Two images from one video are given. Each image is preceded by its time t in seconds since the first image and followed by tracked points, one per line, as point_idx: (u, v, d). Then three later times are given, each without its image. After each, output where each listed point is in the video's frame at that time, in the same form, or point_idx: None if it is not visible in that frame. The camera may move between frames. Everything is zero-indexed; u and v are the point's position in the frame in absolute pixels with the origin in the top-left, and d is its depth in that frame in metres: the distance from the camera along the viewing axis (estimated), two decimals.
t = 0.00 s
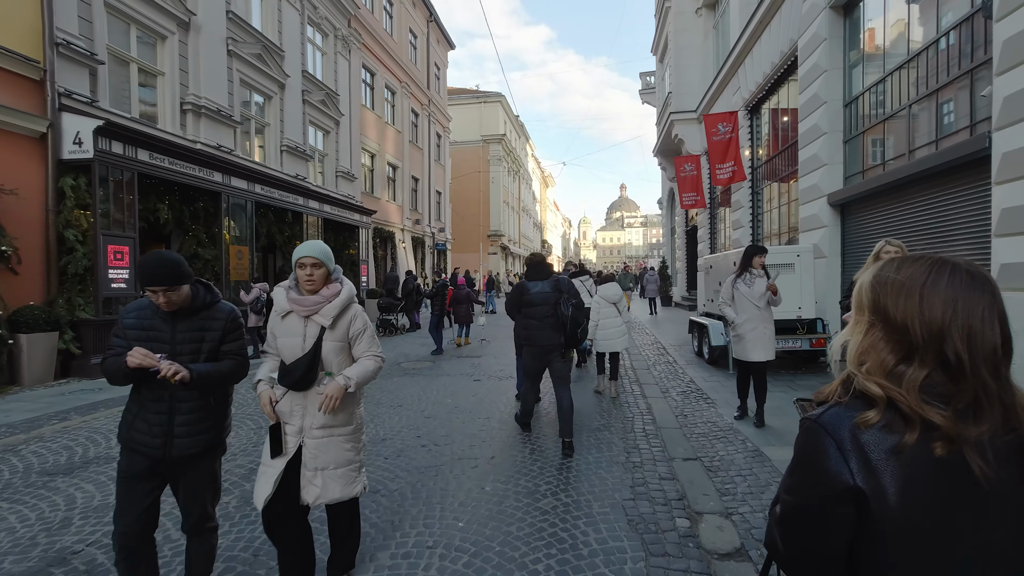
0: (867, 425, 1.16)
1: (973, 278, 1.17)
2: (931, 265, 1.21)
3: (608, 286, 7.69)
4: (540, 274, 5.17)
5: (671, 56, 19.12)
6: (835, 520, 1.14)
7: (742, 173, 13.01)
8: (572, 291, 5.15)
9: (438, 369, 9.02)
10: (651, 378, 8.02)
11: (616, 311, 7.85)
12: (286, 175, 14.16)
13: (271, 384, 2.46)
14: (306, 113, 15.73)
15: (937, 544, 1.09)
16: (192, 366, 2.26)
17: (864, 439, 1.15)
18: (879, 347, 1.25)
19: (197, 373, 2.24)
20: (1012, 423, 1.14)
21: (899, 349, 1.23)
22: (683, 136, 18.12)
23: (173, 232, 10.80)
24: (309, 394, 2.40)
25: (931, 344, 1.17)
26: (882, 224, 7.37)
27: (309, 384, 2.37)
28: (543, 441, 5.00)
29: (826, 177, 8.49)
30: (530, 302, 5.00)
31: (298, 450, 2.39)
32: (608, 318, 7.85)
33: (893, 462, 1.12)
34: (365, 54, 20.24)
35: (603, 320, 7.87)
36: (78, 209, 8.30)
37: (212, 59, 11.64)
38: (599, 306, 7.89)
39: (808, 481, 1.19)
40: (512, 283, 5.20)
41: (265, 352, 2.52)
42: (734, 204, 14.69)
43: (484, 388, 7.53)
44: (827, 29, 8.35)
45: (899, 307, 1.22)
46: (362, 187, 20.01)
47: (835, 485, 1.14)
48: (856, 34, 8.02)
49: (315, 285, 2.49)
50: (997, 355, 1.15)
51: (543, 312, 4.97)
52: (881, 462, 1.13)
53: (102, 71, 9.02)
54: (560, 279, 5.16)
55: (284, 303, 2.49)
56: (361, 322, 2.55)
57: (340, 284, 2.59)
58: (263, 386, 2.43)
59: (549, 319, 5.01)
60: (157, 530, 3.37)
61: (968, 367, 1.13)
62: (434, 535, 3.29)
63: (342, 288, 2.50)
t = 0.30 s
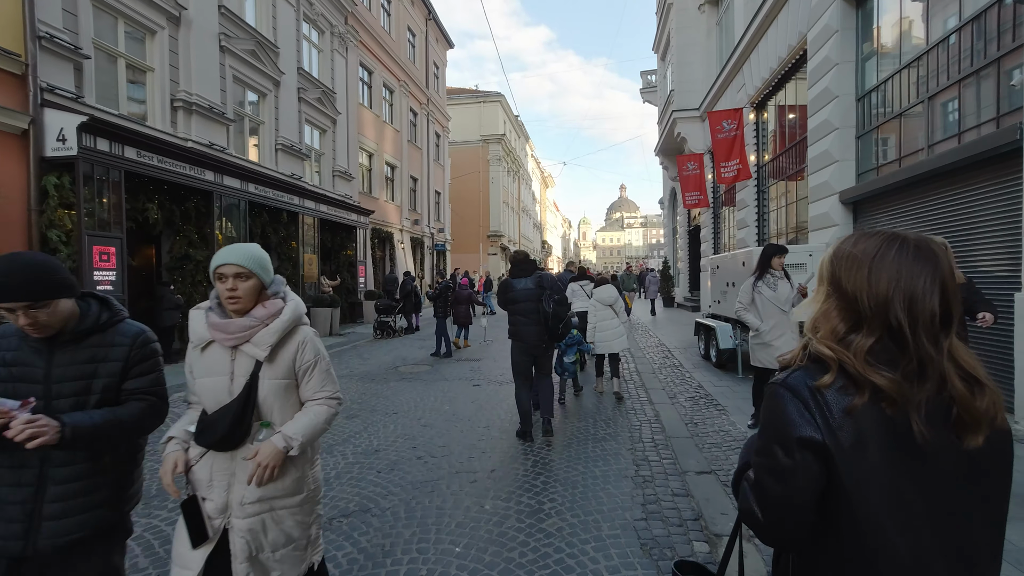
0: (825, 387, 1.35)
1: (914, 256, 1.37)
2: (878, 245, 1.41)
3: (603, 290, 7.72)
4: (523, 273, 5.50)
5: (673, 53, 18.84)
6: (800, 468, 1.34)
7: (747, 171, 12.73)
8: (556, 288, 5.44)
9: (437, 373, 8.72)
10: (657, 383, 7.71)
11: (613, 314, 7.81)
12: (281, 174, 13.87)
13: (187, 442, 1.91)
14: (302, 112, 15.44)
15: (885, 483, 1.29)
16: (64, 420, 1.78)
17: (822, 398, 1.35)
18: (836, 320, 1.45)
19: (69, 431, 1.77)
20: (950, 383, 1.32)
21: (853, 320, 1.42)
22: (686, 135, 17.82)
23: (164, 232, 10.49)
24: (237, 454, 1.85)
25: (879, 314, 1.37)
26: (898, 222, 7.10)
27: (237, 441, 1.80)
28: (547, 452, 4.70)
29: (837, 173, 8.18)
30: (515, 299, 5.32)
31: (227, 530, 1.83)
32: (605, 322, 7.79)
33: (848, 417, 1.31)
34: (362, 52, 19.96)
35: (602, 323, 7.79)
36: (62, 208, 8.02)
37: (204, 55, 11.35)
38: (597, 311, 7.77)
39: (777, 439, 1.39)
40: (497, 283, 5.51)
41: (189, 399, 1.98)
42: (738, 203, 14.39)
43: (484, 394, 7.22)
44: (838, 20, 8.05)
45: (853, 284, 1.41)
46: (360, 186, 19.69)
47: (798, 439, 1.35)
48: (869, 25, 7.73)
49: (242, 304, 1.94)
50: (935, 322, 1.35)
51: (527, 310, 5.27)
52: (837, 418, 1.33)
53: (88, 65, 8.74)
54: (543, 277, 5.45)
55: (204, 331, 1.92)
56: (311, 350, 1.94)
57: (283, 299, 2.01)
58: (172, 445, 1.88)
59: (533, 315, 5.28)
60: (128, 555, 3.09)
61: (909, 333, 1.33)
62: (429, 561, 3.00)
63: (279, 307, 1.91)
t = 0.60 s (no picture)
0: (799, 404, 1.34)
1: (873, 279, 1.42)
2: (838, 269, 1.46)
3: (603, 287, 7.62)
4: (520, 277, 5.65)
5: (681, 49, 18.48)
6: (773, 487, 1.30)
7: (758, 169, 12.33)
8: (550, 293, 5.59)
9: (439, 377, 8.42)
10: (669, 388, 7.37)
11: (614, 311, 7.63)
12: (282, 174, 13.66)
13: None
14: (304, 111, 15.27)
15: (855, 501, 1.27)
16: None
17: (796, 416, 1.33)
18: (804, 339, 1.48)
19: None
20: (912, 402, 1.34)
21: (818, 340, 1.45)
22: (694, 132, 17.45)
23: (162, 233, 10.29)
24: (63, 538, 1.28)
25: (843, 335, 1.40)
26: (923, 218, 6.69)
27: (76, 511, 1.23)
28: (553, 465, 4.38)
29: (857, 168, 7.80)
30: (509, 302, 5.45)
31: None
32: (606, 318, 7.60)
33: (819, 433, 1.29)
34: (365, 51, 19.78)
35: (603, 320, 7.60)
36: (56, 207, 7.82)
37: (202, 52, 11.16)
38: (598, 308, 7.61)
39: (751, 457, 1.35)
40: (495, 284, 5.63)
41: None
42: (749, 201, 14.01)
43: (488, 400, 6.90)
44: (858, 7, 7.65)
45: (817, 304, 1.45)
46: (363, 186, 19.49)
47: (771, 456, 1.31)
48: (891, 12, 7.35)
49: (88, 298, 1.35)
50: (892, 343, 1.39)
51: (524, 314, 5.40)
52: (808, 435, 1.30)
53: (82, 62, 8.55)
54: (539, 282, 5.62)
55: (25, 337, 1.33)
56: (202, 370, 1.39)
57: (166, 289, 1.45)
58: None
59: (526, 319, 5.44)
60: None
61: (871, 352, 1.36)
62: None
63: (154, 299, 1.34)
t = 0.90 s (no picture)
0: (799, 382, 1.35)
1: (869, 258, 1.42)
2: (835, 251, 1.47)
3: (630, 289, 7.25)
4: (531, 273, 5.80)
5: (706, 42, 17.88)
6: (774, 462, 1.32)
7: (789, 164, 11.69)
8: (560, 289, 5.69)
9: (456, 381, 8.19)
10: (695, 395, 6.99)
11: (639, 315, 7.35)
12: (301, 173, 13.65)
13: None
14: (323, 110, 15.26)
15: (853, 476, 1.28)
16: None
17: (797, 393, 1.34)
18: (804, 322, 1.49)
19: None
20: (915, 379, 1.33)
21: (817, 320, 1.46)
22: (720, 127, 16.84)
23: (181, 233, 10.32)
24: None
25: (840, 315, 1.42)
26: (975, 213, 6.16)
27: None
28: (573, 481, 4.08)
29: (901, 161, 7.25)
30: (520, 298, 5.63)
31: None
32: (631, 323, 7.33)
33: (819, 410, 1.31)
34: (385, 50, 19.73)
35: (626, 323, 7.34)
36: (76, 207, 7.84)
37: (221, 52, 11.18)
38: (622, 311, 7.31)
39: (751, 434, 1.37)
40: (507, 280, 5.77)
41: None
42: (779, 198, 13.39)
43: (504, 406, 6.64)
44: None
45: (815, 284, 1.47)
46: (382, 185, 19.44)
47: (771, 432, 1.33)
48: None
49: None
50: (891, 321, 1.39)
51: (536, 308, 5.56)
52: (809, 411, 1.32)
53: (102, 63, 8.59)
54: (550, 279, 5.75)
55: None
56: None
57: None
58: None
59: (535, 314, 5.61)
60: None
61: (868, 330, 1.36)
62: None
63: None
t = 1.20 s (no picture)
0: (813, 388, 1.37)
1: (889, 268, 1.40)
2: (853, 260, 1.45)
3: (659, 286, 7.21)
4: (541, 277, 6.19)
5: (734, 33, 17.26)
6: (786, 467, 1.34)
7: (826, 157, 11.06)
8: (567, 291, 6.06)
9: (474, 383, 7.97)
10: (727, 401, 6.58)
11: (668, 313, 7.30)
12: (322, 173, 13.64)
13: None
14: (344, 109, 15.26)
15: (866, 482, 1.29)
16: None
17: (813, 400, 1.36)
18: (822, 329, 1.48)
19: None
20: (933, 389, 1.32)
21: (834, 328, 1.46)
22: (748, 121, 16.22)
23: (204, 233, 10.38)
24: None
25: (857, 324, 1.40)
26: None
27: None
28: (596, 496, 3.80)
29: (953, 151, 6.71)
30: (530, 302, 5.97)
31: None
32: (660, 320, 7.32)
33: (833, 415, 1.32)
34: (406, 49, 19.69)
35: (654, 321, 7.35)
36: (100, 208, 7.90)
37: (244, 52, 11.21)
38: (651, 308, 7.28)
39: (766, 436, 1.40)
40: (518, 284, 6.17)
41: None
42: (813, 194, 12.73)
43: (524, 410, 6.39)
44: None
45: (832, 294, 1.46)
46: (403, 185, 19.42)
47: (785, 435, 1.36)
48: None
49: None
50: (908, 331, 1.37)
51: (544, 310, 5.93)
52: (824, 417, 1.33)
53: (126, 63, 8.65)
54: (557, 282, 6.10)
55: None
56: None
57: None
58: None
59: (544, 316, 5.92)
60: None
61: (884, 340, 1.36)
62: None
63: None
